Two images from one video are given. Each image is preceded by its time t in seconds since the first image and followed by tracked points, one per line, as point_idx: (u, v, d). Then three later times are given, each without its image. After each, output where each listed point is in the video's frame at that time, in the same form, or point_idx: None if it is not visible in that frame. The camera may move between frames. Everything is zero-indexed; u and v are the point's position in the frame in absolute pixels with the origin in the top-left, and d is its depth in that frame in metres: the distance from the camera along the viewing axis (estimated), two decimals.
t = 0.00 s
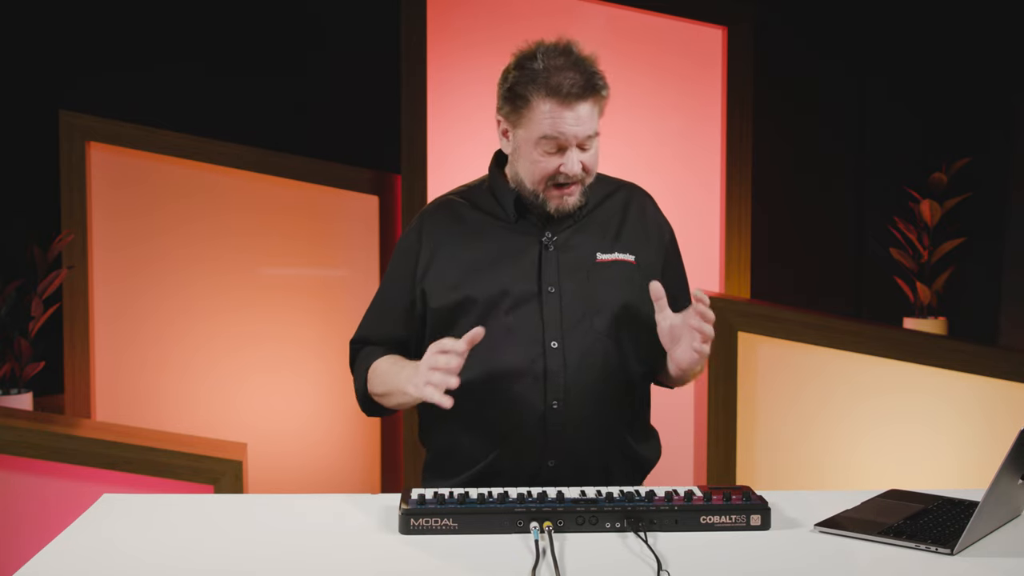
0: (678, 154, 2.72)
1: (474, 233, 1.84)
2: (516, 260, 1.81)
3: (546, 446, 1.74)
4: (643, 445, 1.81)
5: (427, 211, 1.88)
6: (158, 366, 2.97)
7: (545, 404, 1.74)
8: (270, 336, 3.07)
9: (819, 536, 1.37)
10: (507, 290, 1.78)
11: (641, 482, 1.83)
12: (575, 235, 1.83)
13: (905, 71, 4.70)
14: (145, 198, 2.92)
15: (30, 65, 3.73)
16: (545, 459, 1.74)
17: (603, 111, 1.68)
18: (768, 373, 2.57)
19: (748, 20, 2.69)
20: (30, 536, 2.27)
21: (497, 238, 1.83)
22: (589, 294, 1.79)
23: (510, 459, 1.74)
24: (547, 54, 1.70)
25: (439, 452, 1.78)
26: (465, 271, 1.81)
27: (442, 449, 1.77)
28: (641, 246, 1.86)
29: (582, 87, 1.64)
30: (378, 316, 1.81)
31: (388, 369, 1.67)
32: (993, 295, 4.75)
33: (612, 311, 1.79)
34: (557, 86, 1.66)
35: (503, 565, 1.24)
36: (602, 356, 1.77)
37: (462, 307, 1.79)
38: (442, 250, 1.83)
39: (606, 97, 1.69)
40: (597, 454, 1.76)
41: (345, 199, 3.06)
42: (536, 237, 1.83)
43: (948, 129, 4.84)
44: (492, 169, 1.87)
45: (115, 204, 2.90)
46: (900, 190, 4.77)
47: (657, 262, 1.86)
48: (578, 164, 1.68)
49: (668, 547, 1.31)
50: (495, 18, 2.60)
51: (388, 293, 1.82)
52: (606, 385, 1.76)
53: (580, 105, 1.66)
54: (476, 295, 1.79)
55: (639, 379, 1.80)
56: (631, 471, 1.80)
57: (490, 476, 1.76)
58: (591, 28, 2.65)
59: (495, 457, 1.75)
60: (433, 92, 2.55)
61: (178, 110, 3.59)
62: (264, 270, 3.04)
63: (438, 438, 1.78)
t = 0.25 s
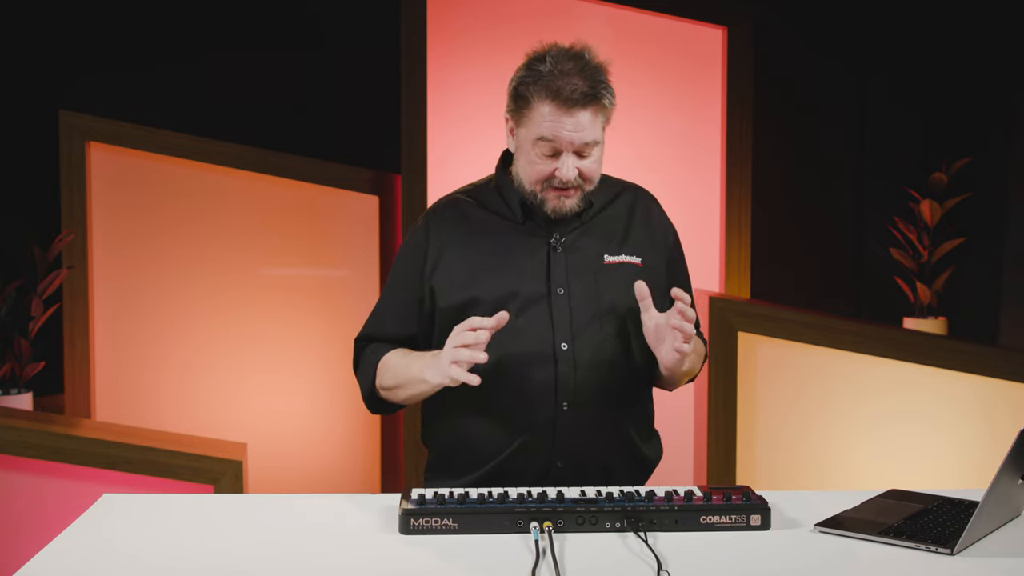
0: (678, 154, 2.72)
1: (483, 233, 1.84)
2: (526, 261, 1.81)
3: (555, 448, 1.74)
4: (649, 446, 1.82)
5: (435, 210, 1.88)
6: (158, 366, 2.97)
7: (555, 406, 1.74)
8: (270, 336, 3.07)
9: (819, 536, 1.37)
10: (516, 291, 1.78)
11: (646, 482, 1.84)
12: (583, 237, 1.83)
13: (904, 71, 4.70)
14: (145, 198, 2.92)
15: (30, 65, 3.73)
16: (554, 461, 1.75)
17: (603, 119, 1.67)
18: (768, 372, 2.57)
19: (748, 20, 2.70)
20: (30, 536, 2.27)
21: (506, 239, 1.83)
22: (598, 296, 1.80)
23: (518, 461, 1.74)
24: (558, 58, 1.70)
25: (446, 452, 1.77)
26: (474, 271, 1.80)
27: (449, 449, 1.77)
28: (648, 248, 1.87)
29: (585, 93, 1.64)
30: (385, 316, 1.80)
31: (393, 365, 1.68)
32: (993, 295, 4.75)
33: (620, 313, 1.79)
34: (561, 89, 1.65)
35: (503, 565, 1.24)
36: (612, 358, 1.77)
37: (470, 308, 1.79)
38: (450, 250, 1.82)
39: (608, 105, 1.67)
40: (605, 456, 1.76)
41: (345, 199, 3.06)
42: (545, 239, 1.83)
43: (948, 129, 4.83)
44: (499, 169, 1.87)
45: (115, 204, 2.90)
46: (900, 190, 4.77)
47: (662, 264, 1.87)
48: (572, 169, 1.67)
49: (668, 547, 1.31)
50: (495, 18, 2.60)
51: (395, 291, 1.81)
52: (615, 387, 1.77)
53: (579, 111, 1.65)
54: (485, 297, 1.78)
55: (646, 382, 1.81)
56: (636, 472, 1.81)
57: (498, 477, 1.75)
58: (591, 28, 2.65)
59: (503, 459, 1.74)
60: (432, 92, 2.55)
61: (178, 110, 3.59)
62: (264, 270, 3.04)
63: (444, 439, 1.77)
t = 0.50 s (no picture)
0: (678, 154, 2.72)
1: (489, 233, 1.84)
2: (531, 262, 1.81)
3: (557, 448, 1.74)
4: (652, 448, 1.82)
5: (441, 209, 1.88)
6: (158, 366, 2.97)
7: (558, 407, 1.74)
8: (270, 336, 3.07)
9: (819, 536, 1.37)
10: (521, 292, 1.78)
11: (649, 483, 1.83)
12: (589, 238, 1.83)
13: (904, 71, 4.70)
14: (145, 198, 2.92)
15: (30, 65, 3.73)
16: (555, 461, 1.75)
17: (607, 118, 1.67)
18: (767, 371, 2.57)
19: (748, 20, 2.70)
20: (31, 536, 2.27)
21: (512, 239, 1.83)
22: (603, 298, 1.79)
23: (520, 460, 1.74)
24: (562, 58, 1.70)
25: (448, 450, 1.77)
26: (480, 271, 1.80)
27: (452, 448, 1.77)
28: (653, 250, 1.87)
29: (589, 93, 1.64)
30: (391, 313, 1.80)
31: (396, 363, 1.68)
32: (993, 295, 4.74)
33: (624, 315, 1.79)
34: (565, 89, 1.65)
35: (503, 565, 1.24)
36: (616, 360, 1.77)
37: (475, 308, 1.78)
38: (455, 249, 1.82)
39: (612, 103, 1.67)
40: (608, 457, 1.76)
41: (345, 199, 3.07)
42: (551, 240, 1.83)
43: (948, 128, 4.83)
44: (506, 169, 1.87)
45: (115, 204, 2.90)
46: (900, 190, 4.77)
47: (667, 266, 1.87)
48: (577, 169, 1.67)
49: (667, 547, 1.31)
50: (495, 18, 2.60)
51: (400, 289, 1.81)
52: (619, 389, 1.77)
53: (583, 110, 1.65)
54: (490, 297, 1.78)
55: (650, 383, 1.81)
56: (638, 474, 1.81)
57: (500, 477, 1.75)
58: (591, 28, 2.65)
59: (505, 458, 1.74)
60: (432, 92, 2.55)
61: (178, 110, 3.59)
62: (264, 270, 3.04)
63: (447, 437, 1.77)
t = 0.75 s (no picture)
0: (678, 154, 2.72)
1: (490, 232, 1.84)
2: (531, 261, 1.81)
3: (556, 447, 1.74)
4: (652, 448, 1.82)
5: (443, 208, 1.88)
6: (158, 365, 2.97)
7: (557, 405, 1.74)
8: (269, 336, 3.07)
9: (819, 536, 1.37)
10: (521, 291, 1.78)
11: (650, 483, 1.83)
12: (589, 238, 1.83)
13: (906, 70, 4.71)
14: (145, 199, 2.92)
15: (30, 65, 3.74)
16: (555, 460, 1.75)
17: (603, 118, 1.67)
18: (768, 371, 2.57)
19: (748, 20, 2.70)
20: (31, 535, 2.27)
21: (514, 238, 1.83)
22: (604, 297, 1.79)
23: (519, 459, 1.74)
24: (559, 57, 1.70)
25: (448, 449, 1.77)
26: (481, 270, 1.80)
27: (451, 447, 1.77)
28: (655, 250, 1.87)
29: (584, 92, 1.63)
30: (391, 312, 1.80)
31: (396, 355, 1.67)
32: (993, 295, 4.74)
33: (624, 314, 1.79)
34: (560, 88, 1.65)
35: (503, 565, 1.24)
36: (616, 359, 1.77)
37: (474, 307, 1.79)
38: (457, 248, 1.83)
39: (608, 103, 1.67)
40: (607, 455, 1.76)
41: (345, 199, 3.07)
42: (551, 239, 1.83)
43: (948, 128, 4.83)
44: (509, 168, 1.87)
45: (115, 204, 2.90)
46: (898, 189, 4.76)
47: (670, 266, 1.87)
48: (571, 168, 1.67)
49: (668, 547, 1.31)
50: (495, 18, 2.60)
51: (402, 287, 1.81)
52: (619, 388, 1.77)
53: (577, 110, 1.65)
54: (490, 295, 1.78)
55: (651, 383, 1.81)
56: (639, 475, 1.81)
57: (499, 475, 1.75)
58: (591, 28, 2.65)
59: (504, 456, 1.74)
60: (432, 93, 2.55)
61: (178, 110, 3.59)
62: (264, 270, 3.04)
63: (446, 436, 1.77)
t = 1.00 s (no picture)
0: (678, 154, 2.72)
1: (488, 230, 1.84)
2: (528, 258, 1.81)
3: (554, 444, 1.74)
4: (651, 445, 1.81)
5: (441, 207, 1.88)
6: (158, 365, 2.97)
7: (554, 402, 1.74)
8: (269, 335, 3.07)
9: (819, 536, 1.37)
10: (519, 288, 1.78)
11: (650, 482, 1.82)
12: (587, 235, 1.83)
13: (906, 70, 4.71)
14: (145, 199, 2.92)
15: (31, 65, 3.74)
16: (552, 457, 1.75)
17: (600, 115, 1.67)
18: (767, 370, 2.56)
19: (748, 20, 2.70)
20: (31, 536, 2.27)
21: (511, 236, 1.83)
22: (601, 294, 1.79)
23: (517, 456, 1.74)
24: (555, 55, 1.70)
25: (446, 447, 1.77)
26: (478, 268, 1.80)
27: (449, 445, 1.77)
28: (652, 246, 1.86)
29: (580, 90, 1.63)
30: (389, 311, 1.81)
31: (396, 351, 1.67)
32: (993, 295, 4.74)
33: (622, 311, 1.79)
34: (557, 86, 1.65)
35: (503, 565, 1.24)
36: (613, 356, 1.77)
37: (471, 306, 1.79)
38: (455, 246, 1.83)
39: (604, 100, 1.67)
40: (605, 452, 1.76)
41: (345, 199, 3.07)
42: (548, 236, 1.83)
43: (948, 128, 4.83)
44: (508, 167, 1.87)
45: (115, 204, 2.90)
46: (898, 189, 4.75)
47: (668, 263, 1.87)
48: (568, 166, 1.67)
49: (668, 547, 1.31)
50: (495, 18, 2.60)
51: (402, 285, 1.81)
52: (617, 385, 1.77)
53: (574, 107, 1.65)
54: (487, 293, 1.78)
55: (650, 380, 1.80)
56: (638, 473, 1.80)
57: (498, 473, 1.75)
58: (591, 28, 2.64)
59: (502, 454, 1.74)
60: (432, 93, 2.55)
61: (178, 110, 3.59)
62: (264, 270, 3.04)
63: (444, 434, 1.77)
